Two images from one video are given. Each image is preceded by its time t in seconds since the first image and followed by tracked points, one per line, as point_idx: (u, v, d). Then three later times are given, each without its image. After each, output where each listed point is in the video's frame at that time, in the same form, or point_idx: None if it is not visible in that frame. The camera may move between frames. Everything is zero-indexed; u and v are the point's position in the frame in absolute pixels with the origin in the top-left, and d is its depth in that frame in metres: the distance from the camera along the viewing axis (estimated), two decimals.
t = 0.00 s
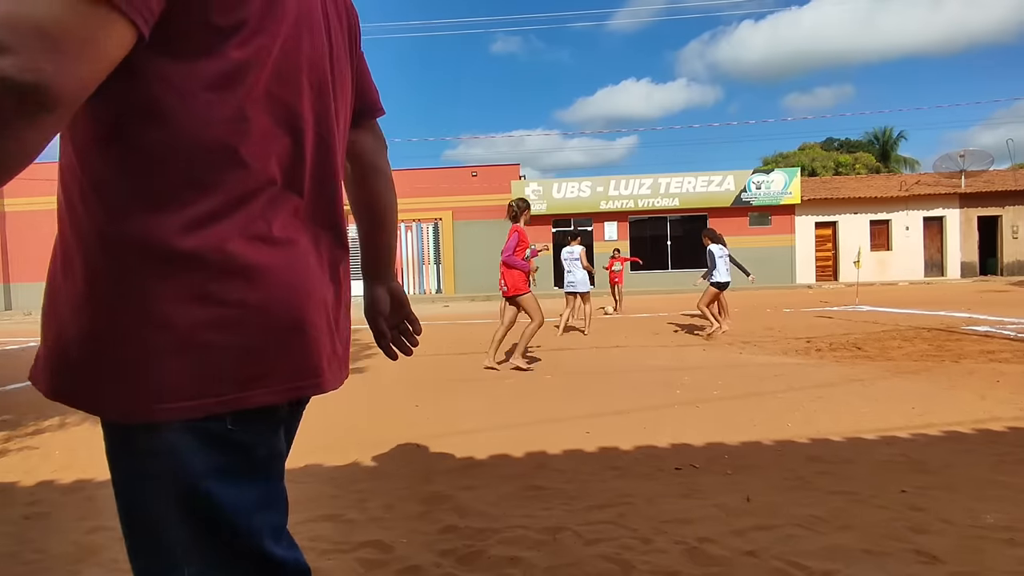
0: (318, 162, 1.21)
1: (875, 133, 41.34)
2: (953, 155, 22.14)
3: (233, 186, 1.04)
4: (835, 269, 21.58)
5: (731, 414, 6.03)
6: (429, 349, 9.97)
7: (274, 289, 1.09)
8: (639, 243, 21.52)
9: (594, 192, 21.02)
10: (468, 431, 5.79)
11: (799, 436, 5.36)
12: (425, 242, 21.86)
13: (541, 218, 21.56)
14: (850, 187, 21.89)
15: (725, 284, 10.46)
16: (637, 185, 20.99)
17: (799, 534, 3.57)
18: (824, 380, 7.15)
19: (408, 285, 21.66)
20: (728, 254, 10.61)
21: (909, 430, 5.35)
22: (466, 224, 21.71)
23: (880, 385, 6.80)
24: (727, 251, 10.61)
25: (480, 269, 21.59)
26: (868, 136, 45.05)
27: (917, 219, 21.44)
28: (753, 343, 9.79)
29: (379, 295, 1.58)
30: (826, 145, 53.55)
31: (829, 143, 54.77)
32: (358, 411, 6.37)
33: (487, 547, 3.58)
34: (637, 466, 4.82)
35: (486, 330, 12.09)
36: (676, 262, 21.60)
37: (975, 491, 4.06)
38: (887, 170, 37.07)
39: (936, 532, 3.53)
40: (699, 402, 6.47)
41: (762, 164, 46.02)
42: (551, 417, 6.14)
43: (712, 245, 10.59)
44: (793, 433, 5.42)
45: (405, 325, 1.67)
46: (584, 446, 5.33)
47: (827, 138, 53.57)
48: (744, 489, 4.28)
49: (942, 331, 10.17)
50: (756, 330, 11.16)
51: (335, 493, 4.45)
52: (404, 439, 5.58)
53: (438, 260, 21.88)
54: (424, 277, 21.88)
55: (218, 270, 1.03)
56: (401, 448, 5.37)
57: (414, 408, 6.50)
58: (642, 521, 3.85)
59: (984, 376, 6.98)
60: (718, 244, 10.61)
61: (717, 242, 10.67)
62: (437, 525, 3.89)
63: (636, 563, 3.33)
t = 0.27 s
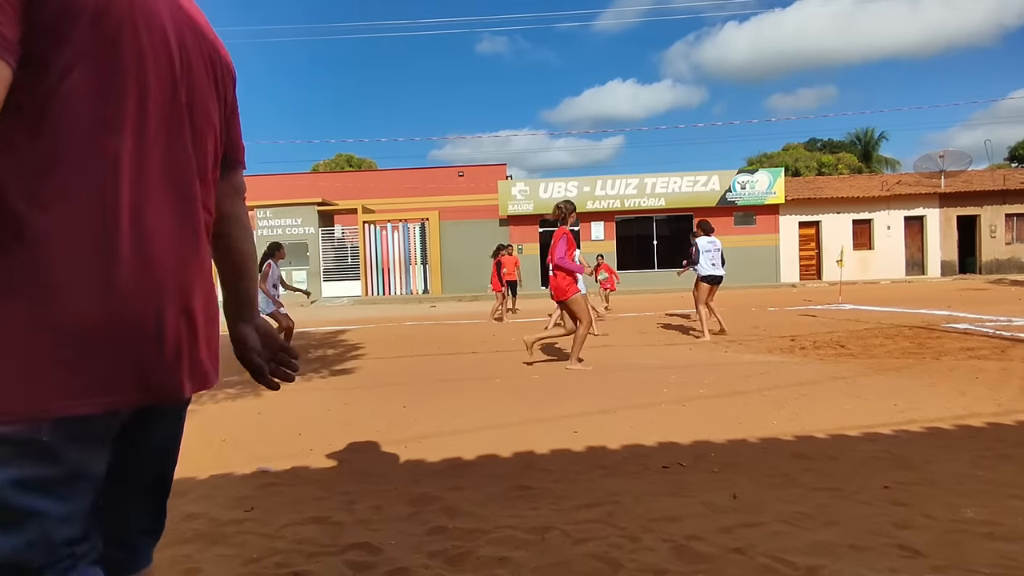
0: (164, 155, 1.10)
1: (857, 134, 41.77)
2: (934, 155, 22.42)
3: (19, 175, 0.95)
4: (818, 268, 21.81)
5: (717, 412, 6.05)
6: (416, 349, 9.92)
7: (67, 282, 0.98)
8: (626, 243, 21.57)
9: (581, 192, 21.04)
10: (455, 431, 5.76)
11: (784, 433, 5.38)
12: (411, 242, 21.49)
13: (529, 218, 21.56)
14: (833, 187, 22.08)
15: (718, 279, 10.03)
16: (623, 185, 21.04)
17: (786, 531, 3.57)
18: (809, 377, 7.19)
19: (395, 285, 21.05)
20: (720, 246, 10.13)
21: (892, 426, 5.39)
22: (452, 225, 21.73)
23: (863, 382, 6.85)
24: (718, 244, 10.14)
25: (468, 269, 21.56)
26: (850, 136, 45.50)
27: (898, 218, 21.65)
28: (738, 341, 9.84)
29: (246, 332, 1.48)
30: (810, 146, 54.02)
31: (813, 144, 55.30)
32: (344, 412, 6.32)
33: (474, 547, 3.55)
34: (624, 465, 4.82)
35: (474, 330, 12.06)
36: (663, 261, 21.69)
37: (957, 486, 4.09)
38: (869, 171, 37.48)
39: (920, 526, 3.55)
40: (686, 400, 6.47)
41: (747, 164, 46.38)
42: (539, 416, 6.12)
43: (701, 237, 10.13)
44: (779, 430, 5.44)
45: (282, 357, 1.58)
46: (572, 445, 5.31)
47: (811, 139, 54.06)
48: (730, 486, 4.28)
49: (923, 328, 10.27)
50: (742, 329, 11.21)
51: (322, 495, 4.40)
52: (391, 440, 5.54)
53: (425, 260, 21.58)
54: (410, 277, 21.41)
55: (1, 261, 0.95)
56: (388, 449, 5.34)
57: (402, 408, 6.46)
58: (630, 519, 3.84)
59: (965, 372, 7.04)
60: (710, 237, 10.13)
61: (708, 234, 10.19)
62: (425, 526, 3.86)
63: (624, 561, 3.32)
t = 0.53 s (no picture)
0: None
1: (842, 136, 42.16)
2: (917, 157, 22.69)
3: None
4: (804, 268, 22.00)
5: (705, 411, 6.07)
6: (404, 350, 9.89)
7: None
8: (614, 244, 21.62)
9: (570, 193, 21.05)
10: (443, 432, 5.74)
11: (771, 431, 5.41)
12: (400, 243, 21.21)
13: (517, 219, 21.56)
14: (819, 188, 22.27)
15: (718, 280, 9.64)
16: (612, 186, 21.08)
17: (773, 528, 3.59)
18: (795, 376, 7.24)
19: (384, 285, 20.84)
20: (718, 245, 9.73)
21: (877, 424, 5.43)
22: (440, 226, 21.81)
23: (849, 381, 6.90)
24: (715, 242, 9.74)
25: (457, 270, 21.53)
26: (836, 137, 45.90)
27: (882, 219, 21.85)
28: (725, 341, 9.88)
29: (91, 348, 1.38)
30: (795, 147, 54.47)
31: (798, 146, 55.75)
32: (332, 414, 6.27)
33: (463, 548, 3.54)
34: (613, 465, 4.82)
35: (462, 331, 12.04)
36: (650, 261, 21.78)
37: (940, 483, 4.12)
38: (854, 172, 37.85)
39: (905, 523, 3.57)
40: (674, 399, 6.49)
41: (734, 165, 46.70)
42: (528, 417, 6.11)
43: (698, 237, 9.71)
44: (766, 429, 5.47)
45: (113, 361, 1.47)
46: (561, 446, 5.31)
47: (796, 141, 54.51)
48: (718, 485, 4.30)
49: (907, 327, 10.37)
50: (729, 329, 11.27)
51: (310, 497, 4.37)
52: (380, 442, 5.51)
53: (413, 259, 21.44)
54: (399, 278, 21.21)
55: None
56: (377, 450, 5.31)
57: (390, 410, 6.43)
58: (619, 519, 3.84)
59: (948, 370, 7.12)
60: (707, 236, 9.72)
61: (705, 233, 9.79)
62: (414, 528, 3.84)
63: (613, 561, 3.31)
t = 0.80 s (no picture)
0: None
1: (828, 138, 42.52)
2: (901, 159, 22.95)
3: None
4: (791, 270, 22.18)
5: (694, 412, 6.08)
6: (393, 352, 9.85)
7: None
8: (603, 245, 21.67)
9: (559, 195, 21.06)
10: (432, 435, 5.71)
11: (759, 432, 5.43)
12: (388, 243, 20.86)
13: (507, 220, 21.54)
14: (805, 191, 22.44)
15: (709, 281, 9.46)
16: (600, 188, 21.12)
17: (761, 528, 3.59)
18: (782, 376, 7.27)
19: (373, 287, 20.73)
20: (707, 246, 9.57)
21: (862, 424, 5.46)
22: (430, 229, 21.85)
23: (834, 381, 6.95)
24: (704, 244, 9.60)
25: (446, 271, 21.49)
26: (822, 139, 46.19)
27: (867, 221, 22.03)
28: (713, 342, 9.92)
29: None
30: (782, 149, 54.88)
31: (784, 148, 56.13)
32: (320, 417, 6.23)
33: (452, 551, 3.52)
34: (602, 466, 4.81)
35: (451, 333, 12.01)
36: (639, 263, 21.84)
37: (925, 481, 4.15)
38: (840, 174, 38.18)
39: (890, 522, 3.59)
40: (663, 400, 6.50)
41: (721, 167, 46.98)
42: (517, 419, 6.10)
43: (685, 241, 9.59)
44: (753, 429, 5.49)
45: None
46: (550, 447, 5.30)
47: (783, 143, 54.93)
48: (707, 486, 4.30)
49: (892, 328, 10.46)
50: (717, 330, 11.31)
51: (298, 501, 4.33)
52: (368, 444, 5.47)
53: (403, 261, 21.05)
54: (388, 279, 21.00)
55: None
56: (365, 454, 5.28)
57: (379, 412, 6.39)
58: (608, 520, 3.83)
59: (933, 370, 7.18)
60: (695, 238, 9.59)
61: (693, 235, 9.65)
62: (403, 531, 3.81)
63: (603, 562, 3.30)
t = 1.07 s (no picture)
0: None
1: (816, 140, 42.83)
2: (887, 161, 23.17)
3: None
4: (779, 271, 22.33)
5: (684, 412, 6.07)
6: (382, 353, 9.80)
7: None
8: (593, 247, 21.70)
9: (549, 196, 21.05)
10: (423, 436, 5.67)
11: (748, 432, 5.43)
12: (378, 244, 20.79)
13: (497, 222, 21.51)
14: (793, 193, 22.58)
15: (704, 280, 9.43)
16: (591, 189, 21.14)
17: (751, 528, 3.59)
18: (770, 377, 7.29)
19: (362, 289, 20.63)
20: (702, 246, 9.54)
21: (851, 424, 5.48)
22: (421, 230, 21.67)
23: (822, 381, 6.97)
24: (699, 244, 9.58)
25: (436, 272, 21.46)
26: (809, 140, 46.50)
27: (854, 222, 22.16)
28: (702, 342, 9.94)
29: None
30: (771, 151, 55.20)
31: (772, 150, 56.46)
32: (310, 419, 6.18)
33: (443, 553, 3.49)
34: (593, 467, 4.79)
35: (441, 334, 11.98)
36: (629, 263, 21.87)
37: (912, 480, 4.16)
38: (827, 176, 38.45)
39: (878, 520, 3.60)
40: (654, 401, 6.50)
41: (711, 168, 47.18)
42: (508, 420, 6.07)
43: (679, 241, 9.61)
44: (743, 430, 5.49)
45: None
46: (541, 448, 5.27)
47: (771, 146, 55.24)
48: (697, 486, 4.29)
49: (879, 328, 10.53)
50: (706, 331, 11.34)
51: (288, 504, 4.28)
52: (359, 447, 5.43)
53: (393, 263, 21.06)
54: (378, 281, 20.98)
55: None
56: (356, 456, 5.23)
57: (369, 414, 6.34)
58: (599, 521, 3.81)
59: (919, 370, 7.22)
60: (689, 238, 9.59)
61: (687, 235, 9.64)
62: (393, 533, 3.78)
63: (594, 563, 3.28)
